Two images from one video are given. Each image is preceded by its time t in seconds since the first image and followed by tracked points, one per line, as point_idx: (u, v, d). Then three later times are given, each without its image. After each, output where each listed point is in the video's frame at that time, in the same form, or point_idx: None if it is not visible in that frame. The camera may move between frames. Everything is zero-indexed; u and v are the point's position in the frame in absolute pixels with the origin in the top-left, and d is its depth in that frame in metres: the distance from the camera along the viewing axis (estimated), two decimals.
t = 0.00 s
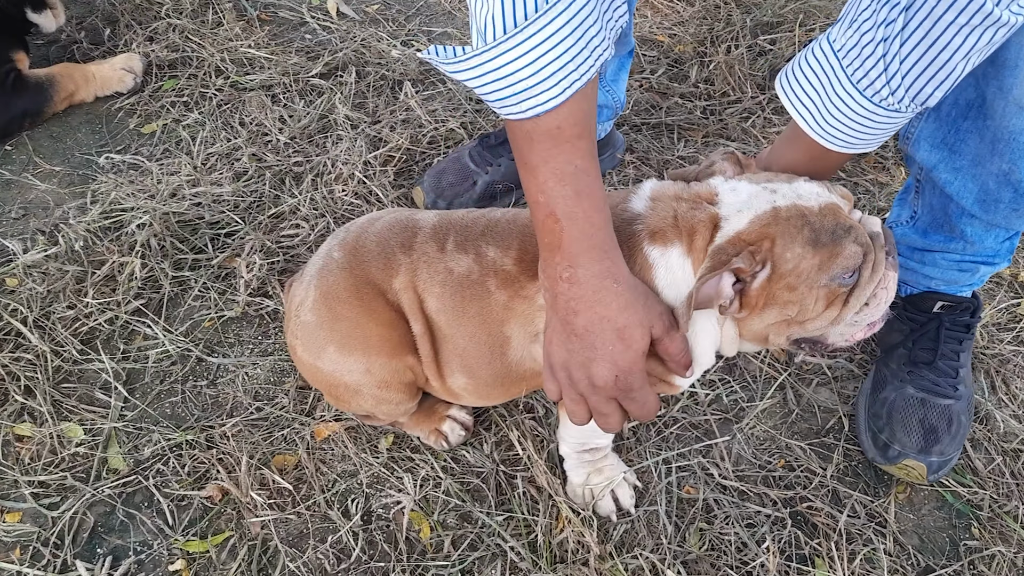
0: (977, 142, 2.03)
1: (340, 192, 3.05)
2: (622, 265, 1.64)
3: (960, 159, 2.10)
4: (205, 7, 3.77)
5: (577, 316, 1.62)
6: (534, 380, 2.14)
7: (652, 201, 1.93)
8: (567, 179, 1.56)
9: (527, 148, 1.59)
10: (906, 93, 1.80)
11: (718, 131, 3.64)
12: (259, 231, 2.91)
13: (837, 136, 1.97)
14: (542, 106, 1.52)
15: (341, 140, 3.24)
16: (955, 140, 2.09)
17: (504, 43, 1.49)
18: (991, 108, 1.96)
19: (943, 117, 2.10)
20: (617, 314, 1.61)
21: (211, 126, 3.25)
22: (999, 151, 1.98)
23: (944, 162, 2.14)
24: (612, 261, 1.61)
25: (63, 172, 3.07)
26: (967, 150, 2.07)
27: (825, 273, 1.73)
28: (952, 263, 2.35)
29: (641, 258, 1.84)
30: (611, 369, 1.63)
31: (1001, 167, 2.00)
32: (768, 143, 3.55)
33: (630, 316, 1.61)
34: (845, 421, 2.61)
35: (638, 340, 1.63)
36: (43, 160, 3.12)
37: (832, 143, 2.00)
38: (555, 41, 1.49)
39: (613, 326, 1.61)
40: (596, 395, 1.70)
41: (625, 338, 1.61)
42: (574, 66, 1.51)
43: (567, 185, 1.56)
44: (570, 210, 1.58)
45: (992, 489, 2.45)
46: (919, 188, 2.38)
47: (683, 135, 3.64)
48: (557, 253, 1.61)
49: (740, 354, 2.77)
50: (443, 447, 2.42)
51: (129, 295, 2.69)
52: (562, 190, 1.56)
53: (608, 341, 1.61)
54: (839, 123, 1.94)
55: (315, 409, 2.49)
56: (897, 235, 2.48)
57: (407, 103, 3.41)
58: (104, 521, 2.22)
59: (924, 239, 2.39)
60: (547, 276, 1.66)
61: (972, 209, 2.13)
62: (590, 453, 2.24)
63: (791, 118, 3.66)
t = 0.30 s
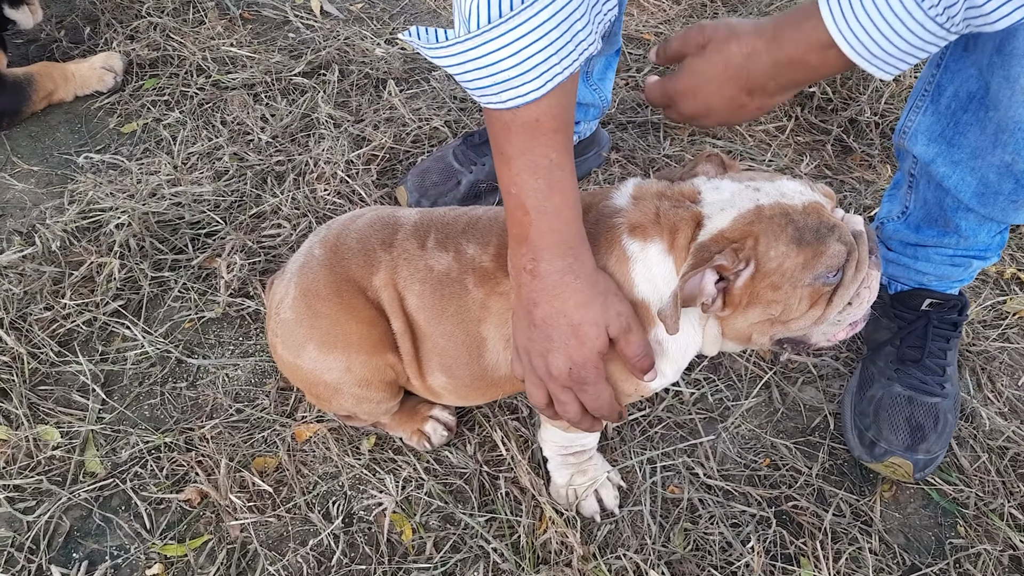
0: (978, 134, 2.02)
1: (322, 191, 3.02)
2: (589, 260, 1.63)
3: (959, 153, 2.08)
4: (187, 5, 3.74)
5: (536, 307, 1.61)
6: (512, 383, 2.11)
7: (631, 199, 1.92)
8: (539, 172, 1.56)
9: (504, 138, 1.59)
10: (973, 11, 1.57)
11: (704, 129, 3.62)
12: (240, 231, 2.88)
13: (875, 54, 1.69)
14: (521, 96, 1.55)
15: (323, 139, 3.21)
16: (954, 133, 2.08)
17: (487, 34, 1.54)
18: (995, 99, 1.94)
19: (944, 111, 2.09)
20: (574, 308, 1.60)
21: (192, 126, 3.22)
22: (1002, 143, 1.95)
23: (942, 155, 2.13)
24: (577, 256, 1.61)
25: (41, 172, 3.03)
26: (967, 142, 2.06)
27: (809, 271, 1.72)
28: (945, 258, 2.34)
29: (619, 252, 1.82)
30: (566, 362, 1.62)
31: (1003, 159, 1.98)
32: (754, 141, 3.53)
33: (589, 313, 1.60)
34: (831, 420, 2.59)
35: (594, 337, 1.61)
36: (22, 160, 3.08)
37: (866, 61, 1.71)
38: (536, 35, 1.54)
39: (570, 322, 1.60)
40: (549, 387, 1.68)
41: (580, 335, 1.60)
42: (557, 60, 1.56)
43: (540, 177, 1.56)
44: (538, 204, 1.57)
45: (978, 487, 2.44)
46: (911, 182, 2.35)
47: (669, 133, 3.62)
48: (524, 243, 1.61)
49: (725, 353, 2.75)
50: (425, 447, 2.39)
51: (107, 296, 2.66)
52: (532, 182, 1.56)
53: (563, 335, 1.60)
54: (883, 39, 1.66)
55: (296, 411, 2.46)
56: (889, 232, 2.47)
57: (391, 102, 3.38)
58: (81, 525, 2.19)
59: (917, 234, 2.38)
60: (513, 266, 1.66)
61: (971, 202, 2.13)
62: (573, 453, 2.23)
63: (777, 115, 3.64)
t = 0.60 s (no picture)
0: (961, 130, 2.03)
1: (313, 191, 3.03)
2: (553, 250, 1.67)
3: (943, 149, 2.10)
4: (178, 6, 3.75)
5: (499, 289, 1.66)
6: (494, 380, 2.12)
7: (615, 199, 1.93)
8: (511, 157, 1.58)
9: (478, 122, 1.61)
10: None
11: (694, 128, 3.63)
12: (232, 231, 2.88)
13: (949, 64, 1.43)
14: (494, 82, 1.54)
15: (314, 139, 3.22)
16: (938, 130, 2.09)
17: (459, 16, 1.51)
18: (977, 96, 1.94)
19: (927, 108, 2.09)
20: (533, 293, 1.64)
21: (183, 127, 3.22)
22: (985, 139, 1.98)
23: (927, 152, 2.14)
24: (541, 244, 1.65)
25: (32, 173, 3.04)
26: (951, 139, 2.07)
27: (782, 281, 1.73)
28: (932, 253, 2.36)
29: (591, 246, 1.85)
30: (518, 345, 1.66)
31: (986, 154, 2.01)
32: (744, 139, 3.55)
33: (546, 299, 1.64)
34: (820, 416, 2.61)
35: (548, 324, 1.65)
36: (12, 162, 3.09)
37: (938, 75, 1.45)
38: (509, 19, 1.51)
39: (526, 305, 1.64)
40: (502, 367, 1.72)
41: (535, 319, 1.64)
42: (528, 46, 1.53)
43: (511, 163, 1.58)
44: (505, 188, 1.61)
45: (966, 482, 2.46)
46: (897, 179, 2.37)
47: (659, 132, 3.63)
48: (493, 227, 1.65)
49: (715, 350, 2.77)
50: (416, 446, 2.40)
51: (98, 297, 2.67)
52: (503, 168, 1.59)
53: (519, 318, 1.64)
54: (948, 46, 1.41)
55: (288, 410, 2.47)
56: (877, 227, 2.50)
57: (382, 102, 3.39)
58: (72, 525, 2.20)
59: (904, 230, 2.39)
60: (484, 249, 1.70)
61: (956, 198, 2.15)
62: (561, 450, 2.26)
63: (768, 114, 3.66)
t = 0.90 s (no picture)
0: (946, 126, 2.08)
1: (309, 191, 3.04)
2: (534, 231, 1.72)
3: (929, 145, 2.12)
4: (174, 7, 3.76)
5: (482, 269, 1.70)
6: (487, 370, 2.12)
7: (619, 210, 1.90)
8: (490, 139, 1.66)
9: (458, 107, 1.70)
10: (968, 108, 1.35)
11: (689, 126, 3.63)
12: (228, 231, 2.89)
13: (919, 166, 1.38)
14: (470, 65, 1.65)
15: (310, 140, 3.23)
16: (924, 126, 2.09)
17: None
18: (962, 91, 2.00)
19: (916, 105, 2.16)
20: (514, 273, 1.67)
21: (179, 127, 3.24)
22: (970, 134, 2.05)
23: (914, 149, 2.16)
24: (522, 224, 1.69)
25: (29, 175, 3.05)
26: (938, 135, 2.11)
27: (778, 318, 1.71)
28: (923, 250, 2.40)
29: (585, 244, 1.85)
30: (502, 325, 1.68)
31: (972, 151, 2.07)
32: (739, 137, 3.56)
33: (527, 278, 1.67)
34: (815, 411, 2.62)
35: (529, 302, 1.67)
36: (9, 163, 3.10)
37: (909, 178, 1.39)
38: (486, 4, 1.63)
39: (507, 284, 1.67)
40: (490, 347, 1.73)
41: (516, 298, 1.66)
42: (504, 29, 1.64)
43: (489, 145, 1.67)
44: (487, 170, 1.68)
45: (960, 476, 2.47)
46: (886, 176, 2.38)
47: (655, 130, 3.64)
48: (474, 210, 1.72)
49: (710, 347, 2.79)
50: (412, 444, 2.41)
51: (96, 297, 2.68)
52: (482, 148, 1.67)
53: (502, 296, 1.68)
54: (917, 149, 1.36)
55: (284, 409, 2.48)
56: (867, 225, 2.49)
57: (377, 102, 3.40)
58: (70, 524, 2.21)
59: (894, 227, 2.41)
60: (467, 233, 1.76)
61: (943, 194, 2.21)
62: (555, 448, 2.26)
63: (762, 112, 3.67)
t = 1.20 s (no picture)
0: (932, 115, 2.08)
1: (301, 189, 3.05)
2: (517, 217, 1.77)
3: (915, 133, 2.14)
4: (166, 8, 3.77)
5: (466, 253, 1.75)
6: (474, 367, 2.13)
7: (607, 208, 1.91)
8: (476, 124, 1.71)
9: (444, 92, 1.75)
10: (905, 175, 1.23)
11: (681, 122, 3.64)
12: (220, 230, 2.90)
13: (867, 234, 1.29)
14: (453, 49, 1.68)
15: (302, 138, 3.23)
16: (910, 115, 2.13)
17: None
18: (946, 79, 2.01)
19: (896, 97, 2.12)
20: (494, 256, 1.71)
21: (171, 127, 3.24)
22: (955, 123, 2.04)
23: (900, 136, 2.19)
24: (505, 209, 1.75)
25: (22, 175, 3.06)
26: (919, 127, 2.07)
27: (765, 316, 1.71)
28: (911, 242, 2.39)
29: (574, 239, 1.85)
30: (482, 308, 1.72)
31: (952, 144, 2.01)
32: (730, 133, 3.57)
33: (508, 262, 1.71)
34: (806, 404, 2.63)
35: (509, 287, 1.70)
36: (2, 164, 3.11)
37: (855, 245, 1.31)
38: None
39: (488, 268, 1.71)
40: (472, 331, 1.77)
41: (496, 281, 1.70)
42: (486, 15, 1.66)
43: (473, 129, 1.72)
44: (472, 155, 1.73)
45: (950, 468, 2.47)
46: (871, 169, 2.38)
47: (647, 127, 3.64)
48: (460, 194, 1.77)
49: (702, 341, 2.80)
50: (405, 439, 2.42)
51: (89, 296, 2.69)
52: (466, 133, 1.72)
53: (483, 280, 1.72)
54: (863, 215, 1.27)
55: (277, 406, 2.48)
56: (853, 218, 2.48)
57: (370, 101, 3.41)
58: (63, 522, 2.22)
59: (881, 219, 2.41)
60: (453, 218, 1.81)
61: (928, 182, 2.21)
62: (546, 443, 2.27)
63: (754, 108, 3.68)
